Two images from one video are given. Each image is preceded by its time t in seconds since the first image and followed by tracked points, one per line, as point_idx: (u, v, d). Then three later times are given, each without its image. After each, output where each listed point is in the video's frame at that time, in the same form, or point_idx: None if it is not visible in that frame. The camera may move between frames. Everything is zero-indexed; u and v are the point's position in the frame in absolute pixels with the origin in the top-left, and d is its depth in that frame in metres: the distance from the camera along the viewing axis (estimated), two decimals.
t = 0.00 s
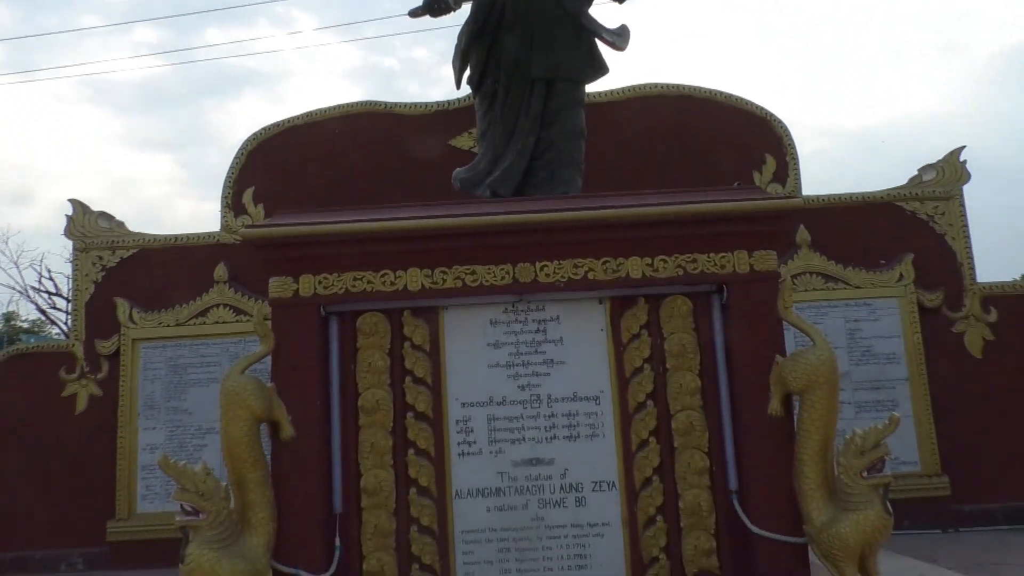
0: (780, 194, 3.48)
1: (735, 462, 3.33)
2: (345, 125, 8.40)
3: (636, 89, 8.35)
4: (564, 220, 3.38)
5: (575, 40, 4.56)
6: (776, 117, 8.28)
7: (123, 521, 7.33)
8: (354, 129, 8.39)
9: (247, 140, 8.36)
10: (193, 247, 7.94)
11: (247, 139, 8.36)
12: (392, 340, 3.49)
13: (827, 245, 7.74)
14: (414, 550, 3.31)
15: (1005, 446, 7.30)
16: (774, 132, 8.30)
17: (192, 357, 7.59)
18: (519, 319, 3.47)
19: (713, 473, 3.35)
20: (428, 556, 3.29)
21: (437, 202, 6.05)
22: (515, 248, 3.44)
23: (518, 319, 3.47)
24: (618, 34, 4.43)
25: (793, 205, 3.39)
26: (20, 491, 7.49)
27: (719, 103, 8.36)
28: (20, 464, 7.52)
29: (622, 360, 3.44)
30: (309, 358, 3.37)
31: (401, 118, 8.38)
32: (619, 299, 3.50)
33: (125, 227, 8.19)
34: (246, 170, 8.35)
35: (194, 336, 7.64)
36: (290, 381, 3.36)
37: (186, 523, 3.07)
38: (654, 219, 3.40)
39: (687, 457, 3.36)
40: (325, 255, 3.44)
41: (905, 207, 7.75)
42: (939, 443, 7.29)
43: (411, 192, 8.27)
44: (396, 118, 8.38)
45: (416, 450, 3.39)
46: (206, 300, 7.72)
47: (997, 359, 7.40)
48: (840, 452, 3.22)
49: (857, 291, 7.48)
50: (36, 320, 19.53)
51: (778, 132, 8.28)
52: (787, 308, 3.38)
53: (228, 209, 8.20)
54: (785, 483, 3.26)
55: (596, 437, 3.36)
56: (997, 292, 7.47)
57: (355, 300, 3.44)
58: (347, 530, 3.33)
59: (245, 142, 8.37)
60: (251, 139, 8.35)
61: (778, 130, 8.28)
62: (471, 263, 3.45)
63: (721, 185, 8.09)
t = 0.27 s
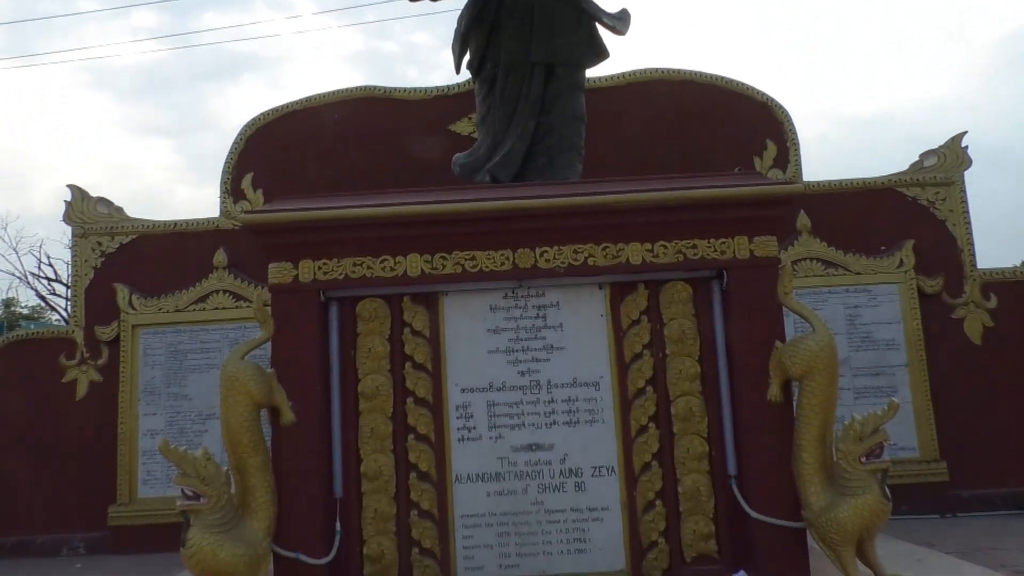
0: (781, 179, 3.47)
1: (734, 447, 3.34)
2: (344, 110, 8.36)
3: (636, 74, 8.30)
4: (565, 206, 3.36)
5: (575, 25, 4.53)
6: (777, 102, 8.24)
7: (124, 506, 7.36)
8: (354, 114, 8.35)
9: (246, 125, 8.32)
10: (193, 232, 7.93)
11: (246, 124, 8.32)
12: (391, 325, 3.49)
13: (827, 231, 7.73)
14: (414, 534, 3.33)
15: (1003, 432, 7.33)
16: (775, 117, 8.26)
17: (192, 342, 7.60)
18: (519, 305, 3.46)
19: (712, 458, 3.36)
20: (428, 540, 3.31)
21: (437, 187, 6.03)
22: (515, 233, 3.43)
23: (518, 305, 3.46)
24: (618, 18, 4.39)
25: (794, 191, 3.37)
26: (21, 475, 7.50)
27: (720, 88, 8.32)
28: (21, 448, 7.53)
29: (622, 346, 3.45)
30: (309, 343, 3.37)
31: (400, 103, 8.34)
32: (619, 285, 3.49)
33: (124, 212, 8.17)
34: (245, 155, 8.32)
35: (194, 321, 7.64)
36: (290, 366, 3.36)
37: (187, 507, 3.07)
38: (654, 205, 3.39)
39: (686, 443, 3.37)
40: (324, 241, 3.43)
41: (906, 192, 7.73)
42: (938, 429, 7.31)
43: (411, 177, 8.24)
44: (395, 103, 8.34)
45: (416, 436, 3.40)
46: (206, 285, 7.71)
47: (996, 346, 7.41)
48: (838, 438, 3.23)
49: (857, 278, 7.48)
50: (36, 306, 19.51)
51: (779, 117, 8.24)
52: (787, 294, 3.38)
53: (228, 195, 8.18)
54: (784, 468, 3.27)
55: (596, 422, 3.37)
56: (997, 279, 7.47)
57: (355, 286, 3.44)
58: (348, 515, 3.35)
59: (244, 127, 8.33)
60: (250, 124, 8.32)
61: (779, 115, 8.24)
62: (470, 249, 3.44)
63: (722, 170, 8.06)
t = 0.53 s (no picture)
0: (782, 161, 3.45)
1: (733, 429, 3.35)
2: (343, 92, 8.31)
3: (637, 56, 8.24)
4: (565, 189, 3.35)
5: (575, 6, 4.51)
6: (778, 84, 8.20)
7: (126, 488, 7.40)
8: (353, 96, 8.31)
9: (245, 107, 8.28)
10: (192, 215, 7.91)
11: (244, 106, 8.28)
12: (391, 308, 3.50)
13: (828, 214, 7.72)
14: (414, 515, 3.36)
15: (1001, 415, 7.35)
16: (776, 99, 8.22)
17: (192, 325, 7.61)
18: (519, 288, 3.46)
19: (710, 440, 3.38)
20: (428, 521, 3.34)
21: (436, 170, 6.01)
22: (514, 216, 3.42)
23: (518, 288, 3.46)
24: None
25: (794, 173, 3.35)
26: (23, 455, 7.53)
27: (720, 70, 8.27)
28: (22, 430, 7.55)
29: (621, 328, 3.45)
30: (309, 326, 3.38)
31: (399, 85, 8.30)
32: (619, 268, 3.49)
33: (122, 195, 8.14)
34: (244, 137, 8.29)
35: (194, 304, 7.64)
36: (290, 349, 3.36)
37: (188, 489, 3.09)
38: (654, 188, 3.37)
39: (685, 425, 3.39)
40: (324, 223, 3.42)
41: (907, 175, 7.71)
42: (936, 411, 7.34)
43: (410, 160, 8.21)
44: (394, 85, 8.30)
45: (416, 418, 3.41)
46: (205, 269, 7.70)
47: (995, 329, 7.42)
48: (837, 420, 3.24)
49: (857, 261, 7.47)
50: (36, 289, 19.49)
51: (780, 99, 8.20)
52: (787, 277, 3.38)
53: (227, 177, 8.16)
54: (783, 450, 3.29)
55: (595, 405, 3.38)
56: (996, 262, 7.47)
57: (355, 269, 3.44)
58: (348, 496, 3.37)
59: (243, 109, 8.29)
60: (249, 106, 8.28)
61: (781, 97, 8.20)
62: (470, 231, 3.43)
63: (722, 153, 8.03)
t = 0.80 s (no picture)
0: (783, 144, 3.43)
1: (733, 413, 3.36)
2: (343, 75, 8.27)
3: (638, 39, 8.19)
4: (565, 172, 3.33)
5: None
6: (780, 67, 8.14)
7: (128, 472, 7.43)
8: (352, 79, 8.27)
9: (244, 90, 8.24)
10: (192, 199, 7.89)
11: (244, 90, 8.24)
12: (392, 292, 3.49)
13: (829, 198, 7.69)
14: (414, 498, 3.37)
15: (1001, 399, 7.37)
16: (778, 82, 8.17)
17: (192, 309, 7.61)
18: (519, 272, 3.46)
19: (710, 424, 3.39)
20: (429, 504, 3.36)
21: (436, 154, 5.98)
22: (515, 199, 3.41)
23: (518, 272, 3.46)
24: None
25: (796, 156, 3.34)
26: (25, 439, 7.56)
27: (722, 53, 8.21)
28: (24, 414, 7.58)
29: (621, 312, 3.45)
30: (309, 310, 3.37)
31: (399, 69, 8.25)
32: (619, 251, 3.48)
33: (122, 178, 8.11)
34: (243, 121, 8.25)
35: (195, 288, 7.64)
36: (290, 333, 3.37)
37: (190, 472, 3.10)
38: (656, 172, 3.35)
39: (685, 409, 3.40)
40: (324, 207, 3.41)
41: (909, 159, 7.68)
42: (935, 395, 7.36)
43: (410, 144, 8.17)
44: (394, 68, 8.25)
45: (416, 401, 3.42)
46: (205, 252, 7.69)
47: (996, 313, 7.42)
48: (837, 403, 3.24)
49: (858, 245, 7.46)
50: (36, 273, 19.49)
51: (782, 82, 8.15)
52: (787, 261, 3.37)
53: (226, 161, 8.14)
54: (782, 434, 3.29)
55: (595, 388, 3.39)
56: (997, 246, 7.46)
57: (355, 253, 3.43)
58: (349, 479, 3.38)
59: (243, 93, 8.24)
60: (248, 90, 8.23)
61: (782, 80, 8.15)
62: (470, 215, 3.42)
63: (724, 136, 7.99)
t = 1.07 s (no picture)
0: (784, 127, 3.41)
1: (733, 397, 3.37)
2: (342, 58, 8.22)
3: (639, 22, 8.13)
4: (565, 155, 3.31)
5: None
6: (781, 50, 8.09)
7: (130, 455, 7.46)
8: (351, 62, 8.22)
9: (242, 73, 8.19)
10: (190, 182, 7.87)
11: (242, 73, 8.19)
12: (392, 276, 3.49)
13: (830, 182, 7.67)
14: (414, 481, 3.39)
15: (1000, 383, 7.38)
16: (780, 65, 8.12)
17: (192, 293, 7.61)
18: (519, 255, 3.45)
19: (710, 407, 3.40)
20: (429, 487, 3.38)
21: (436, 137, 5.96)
22: (515, 182, 3.39)
23: (518, 255, 3.45)
24: None
25: (797, 139, 3.32)
26: (26, 422, 7.58)
27: (724, 35, 8.16)
28: (25, 397, 7.60)
29: (621, 296, 3.45)
30: (308, 293, 3.37)
31: (399, 51, 8.20)
32: (619, 235, 3.48)
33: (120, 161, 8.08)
34: (242, 105, 8.21)
35: (194, 272, 7.64)
36: (290, 316, 3.36)
37: (191, 455, 3.11)
38: (656, 155, 3.33)
39: (684, 392, 3.40)
40: (323, 190, 3.40)
41: (910, 142, 7.65)
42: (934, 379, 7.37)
43: (410, 127, 8.13)
44: (394, 51, 8.20)
45: (416, 384, 3.43)
46: (204, 236, 7.67)
47: (995, 297, 7.43)
48: (836, 387, 3.24)
49: (859, 229, 7.44)
50: (35, 257, 19.46)
51: (783, 65, 8.09)
52: (788, 244, 3.37)
53: (225, 144, 8.10)
54: (781, 418, 3.30)
55: (595, 372, 3.39)
56: (998, 230, 7.45)
57: (354, 236, 3.43)
58: (349, 462, 3.40)
59: (241, 76, 8.19)
60: (246, 73, 8.18)
61: (784, 63, 8.10)
62: (470, 198, 3.41)
63: (725, 119, 7.96)
